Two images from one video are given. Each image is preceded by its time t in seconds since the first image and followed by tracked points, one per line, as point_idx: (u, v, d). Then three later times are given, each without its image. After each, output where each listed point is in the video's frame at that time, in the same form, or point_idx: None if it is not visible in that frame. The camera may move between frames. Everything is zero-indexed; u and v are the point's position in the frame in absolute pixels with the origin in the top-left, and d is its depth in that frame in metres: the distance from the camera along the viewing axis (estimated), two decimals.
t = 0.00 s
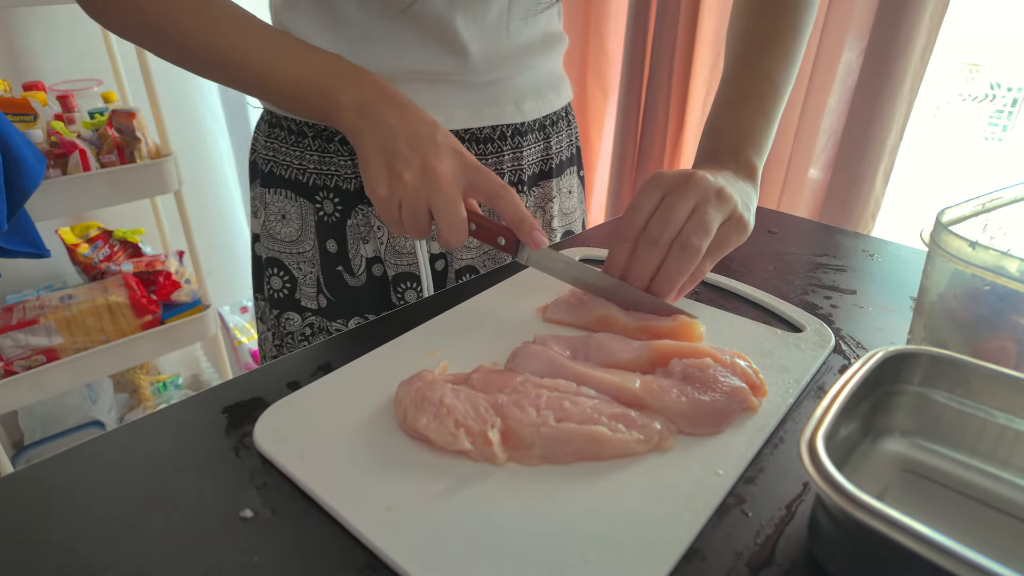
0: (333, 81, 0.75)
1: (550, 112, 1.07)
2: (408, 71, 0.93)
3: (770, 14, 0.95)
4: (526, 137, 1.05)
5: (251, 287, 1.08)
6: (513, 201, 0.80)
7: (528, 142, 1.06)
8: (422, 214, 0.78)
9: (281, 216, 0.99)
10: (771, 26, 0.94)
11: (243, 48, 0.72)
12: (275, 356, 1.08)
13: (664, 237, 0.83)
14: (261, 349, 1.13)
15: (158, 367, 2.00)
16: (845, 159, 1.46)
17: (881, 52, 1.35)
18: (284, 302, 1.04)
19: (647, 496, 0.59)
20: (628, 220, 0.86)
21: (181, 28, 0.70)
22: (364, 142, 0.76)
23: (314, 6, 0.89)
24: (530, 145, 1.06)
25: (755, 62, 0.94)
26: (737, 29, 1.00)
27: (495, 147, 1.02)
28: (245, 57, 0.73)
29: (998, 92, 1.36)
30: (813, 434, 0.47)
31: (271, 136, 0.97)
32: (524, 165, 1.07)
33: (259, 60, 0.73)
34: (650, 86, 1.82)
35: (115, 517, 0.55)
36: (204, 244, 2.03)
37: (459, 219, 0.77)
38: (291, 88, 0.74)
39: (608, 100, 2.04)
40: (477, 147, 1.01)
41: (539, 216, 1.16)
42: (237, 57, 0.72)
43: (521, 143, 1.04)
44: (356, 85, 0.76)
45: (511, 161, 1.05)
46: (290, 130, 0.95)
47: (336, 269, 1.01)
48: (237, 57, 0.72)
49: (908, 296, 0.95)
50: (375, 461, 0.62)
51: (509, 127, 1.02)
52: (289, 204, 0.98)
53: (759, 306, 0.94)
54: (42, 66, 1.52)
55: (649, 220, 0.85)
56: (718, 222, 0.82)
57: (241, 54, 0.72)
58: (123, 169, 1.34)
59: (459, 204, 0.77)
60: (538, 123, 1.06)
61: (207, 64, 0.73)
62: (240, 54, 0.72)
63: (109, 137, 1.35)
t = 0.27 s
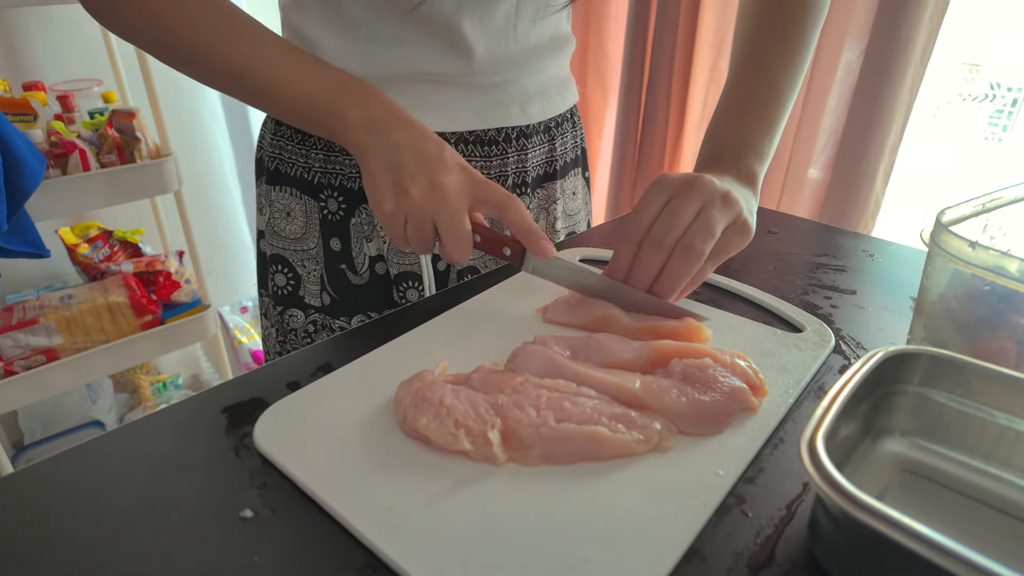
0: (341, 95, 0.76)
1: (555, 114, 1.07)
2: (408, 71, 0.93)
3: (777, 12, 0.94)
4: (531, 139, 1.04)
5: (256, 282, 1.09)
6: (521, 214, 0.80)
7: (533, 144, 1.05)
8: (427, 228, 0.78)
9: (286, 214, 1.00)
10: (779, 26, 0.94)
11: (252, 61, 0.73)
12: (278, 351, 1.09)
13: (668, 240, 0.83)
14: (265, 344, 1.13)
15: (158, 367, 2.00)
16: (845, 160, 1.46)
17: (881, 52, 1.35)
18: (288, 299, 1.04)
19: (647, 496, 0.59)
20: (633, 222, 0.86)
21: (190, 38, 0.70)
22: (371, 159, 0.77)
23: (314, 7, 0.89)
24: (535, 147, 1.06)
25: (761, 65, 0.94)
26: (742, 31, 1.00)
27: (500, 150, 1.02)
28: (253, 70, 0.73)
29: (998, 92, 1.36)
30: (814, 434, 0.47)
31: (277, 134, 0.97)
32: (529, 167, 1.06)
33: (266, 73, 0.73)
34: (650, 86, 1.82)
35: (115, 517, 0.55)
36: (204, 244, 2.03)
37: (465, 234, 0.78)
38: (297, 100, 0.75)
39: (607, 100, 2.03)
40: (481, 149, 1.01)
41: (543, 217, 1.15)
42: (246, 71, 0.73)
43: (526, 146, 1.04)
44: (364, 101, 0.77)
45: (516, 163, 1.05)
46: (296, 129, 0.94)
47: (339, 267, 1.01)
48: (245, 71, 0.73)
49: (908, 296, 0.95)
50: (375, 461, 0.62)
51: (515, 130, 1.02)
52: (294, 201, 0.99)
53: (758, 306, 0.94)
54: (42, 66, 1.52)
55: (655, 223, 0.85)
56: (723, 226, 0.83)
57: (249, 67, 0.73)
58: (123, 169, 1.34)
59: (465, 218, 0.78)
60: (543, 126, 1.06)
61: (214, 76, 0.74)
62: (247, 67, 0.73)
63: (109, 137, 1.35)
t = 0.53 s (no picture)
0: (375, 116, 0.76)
1: (554, 115, 1.07)
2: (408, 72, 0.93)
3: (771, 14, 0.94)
4: (527, 139, 1.05)
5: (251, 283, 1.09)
6: (572, 245, 0.85)
7: (530, 145, 1.06)
8: (473, 258, 0.85)
9: (279, 214, 1.00)
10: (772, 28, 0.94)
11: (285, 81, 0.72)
12: (271, 352, 1.09)
13: (666, 240, 0.84)
14: (259, 344, 1.14)
15: (158, 367, 2.00)
16: (845, 160, 1.46)
17: (881, 52, 1.35)
18: (281, 300, 1.04)
19: (647, 496, 0.59)
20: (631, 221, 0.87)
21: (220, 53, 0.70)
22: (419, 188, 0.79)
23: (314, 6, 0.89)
24: (531, 148, 1.06)
25: (756, 66, 0.94)
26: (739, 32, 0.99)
27: (495, 150, 1.02)
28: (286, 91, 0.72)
29: (998, 92, 1.36)
30: (813, 434, 0.47)
31: (271, 134, 0.97)
32: (525, 168, 1.07)
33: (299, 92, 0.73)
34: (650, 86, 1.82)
35: (116, 517, 0.55)
36: (204, 244, 2.03)
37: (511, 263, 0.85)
38: (344, 127, 0.75)
39: (607, 100, 2.03)
40: (477, 149, 1.01)
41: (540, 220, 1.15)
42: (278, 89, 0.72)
43: (522, 147, 1.04)
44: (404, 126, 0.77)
45: (512, 164, 1.05)
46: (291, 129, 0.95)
47: (332, 268, 1.01)
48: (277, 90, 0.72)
49: (908, 296, 0.95)
50: (375, 462, 0.62)
51: (510, 130, 1.02)
52: (288, 202, 0.99)
53: (758, 306, 0.94)
54: (41, 66, 1.52)
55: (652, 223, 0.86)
56: (719, 225, 0.84)
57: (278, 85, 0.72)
58: (124, 169, 1.34)
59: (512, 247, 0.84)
60: (540, 127, 1.06)
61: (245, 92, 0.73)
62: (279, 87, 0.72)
63: (109, 137, 1.35)
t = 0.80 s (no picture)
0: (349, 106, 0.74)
1: (552, 115, 1.07)
2: (408, 72, 0.93)
3: (765, 15, 0.95)
4: (526, 139, 1.05)
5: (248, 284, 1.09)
6: (523, 235, 0.80)
7: (528, 145, 1.06)
8: (429, 247, 0.77)
9: (276, 214, 1.00)
10: (765, 28, 0.94)
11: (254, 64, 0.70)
12: (268, 354, 1.09)
13: (669, 238, 0.84)
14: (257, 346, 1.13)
15: (158, 367, 2.00)
16: (845, 160, 1.46)
17: (881, 52, 1.35)
18: (278, 300, 1.04)
19: (647, 496, 0.59)
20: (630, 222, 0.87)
21: (191, 37, 0.68)
22: (375, 170, 0.74)
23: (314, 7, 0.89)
24: (529, 148, 1.06)
25: (749, 66, 0.94)
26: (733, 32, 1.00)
27: (493, 150, 1.02)
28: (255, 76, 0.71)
29: (998, 92, 1.36)
30: (814, 433, 0.47)
31: (267, 134, 0.97)
32: (523, 169, 1.07)
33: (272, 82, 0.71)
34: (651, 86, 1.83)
35: (116, 517, 0.55)
36: (204, 244, 2.03)
37: (467, 254, 0.77)
38: (303, 110, 0.73)
39: (607, 100, 2.03)
40: (474, 149, 1.01)
41: (539, 220, 1.15)
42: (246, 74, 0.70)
43: (520, 146, 1.04)
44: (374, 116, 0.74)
45: (510, 164, 1.05)
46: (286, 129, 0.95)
47: (329, 268, 1.01)
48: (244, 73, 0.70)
49: (908, 296, 0.95)
50: (375, 461, 0.62)
51: (508, 130, 1.02)
52: (284, 202, 0.99)
53: (759, 306, 0.94)
54: (42, 66, 1.52)
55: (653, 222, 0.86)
56: (719, 221, 0.84)
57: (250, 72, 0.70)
58: (124, 169, 1.34)
59: (468, 237, 0.77)
60: (538, 126, 1.06)
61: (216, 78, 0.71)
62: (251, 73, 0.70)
63: (109, 137, 1.35)
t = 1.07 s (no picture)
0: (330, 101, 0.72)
1: (548, 113, 1.07)
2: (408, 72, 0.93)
3: (762, 16, 0.95)
4: (519, 137, 1.04)
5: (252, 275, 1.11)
6: (500, 231, 0.79)
7: (522, 142, 1.05)
8: (408, 244, 0.77)
9: (276, 208, 1.00)
10: (763, 31, 0.94)
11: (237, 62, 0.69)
12: (271, 346, 1.10)
13: (662, 238, 0.84)
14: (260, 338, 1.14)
15: (158, 367, 2.00)
16: (845, 160, 1.46)
17: (881, 52, 1.35)
18: (280, 292, 1.05)
19: (647, 496, 0.59)
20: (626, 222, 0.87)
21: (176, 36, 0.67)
22: (356, 169, 0.73)
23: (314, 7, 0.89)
24: (524, 145, 1.05)
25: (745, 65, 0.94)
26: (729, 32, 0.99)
27: (488, 146, 1.01)
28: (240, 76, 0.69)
29: (998, 92, 1.36)
30: (813, 434, 0.47)
31: (269, 130, 0.98)
32: (517, 165, 1.05)
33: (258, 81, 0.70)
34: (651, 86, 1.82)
35: (116, 516, 0.55)
36: (204, 244, 2.03)
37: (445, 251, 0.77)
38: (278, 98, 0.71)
39: (608, 100, 2.03)
40: (468, 144, 1.00)
41: (535, 217, 1.15)
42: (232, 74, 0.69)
43: (515, 143, 1.03)
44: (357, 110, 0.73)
45: (503, 160, 1.03)
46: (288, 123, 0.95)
47: (328, 261, 1.00)
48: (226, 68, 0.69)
49: (908, 296, 0.95)
50: (375, 461, 0.62)
51: (503, 126, 1.01)
52: (285, 196, 0.99)
53: (759, 306, 0.94)
54: (42, 66, 1.52)
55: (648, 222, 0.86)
56: (713, 223, 0.84)
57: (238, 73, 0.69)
58: (124, 169, 1.34)
59: (445, 234, 0.76)
60: (533, 124, 1.06)
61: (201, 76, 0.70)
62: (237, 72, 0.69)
63: (109, 137, 1.35)
